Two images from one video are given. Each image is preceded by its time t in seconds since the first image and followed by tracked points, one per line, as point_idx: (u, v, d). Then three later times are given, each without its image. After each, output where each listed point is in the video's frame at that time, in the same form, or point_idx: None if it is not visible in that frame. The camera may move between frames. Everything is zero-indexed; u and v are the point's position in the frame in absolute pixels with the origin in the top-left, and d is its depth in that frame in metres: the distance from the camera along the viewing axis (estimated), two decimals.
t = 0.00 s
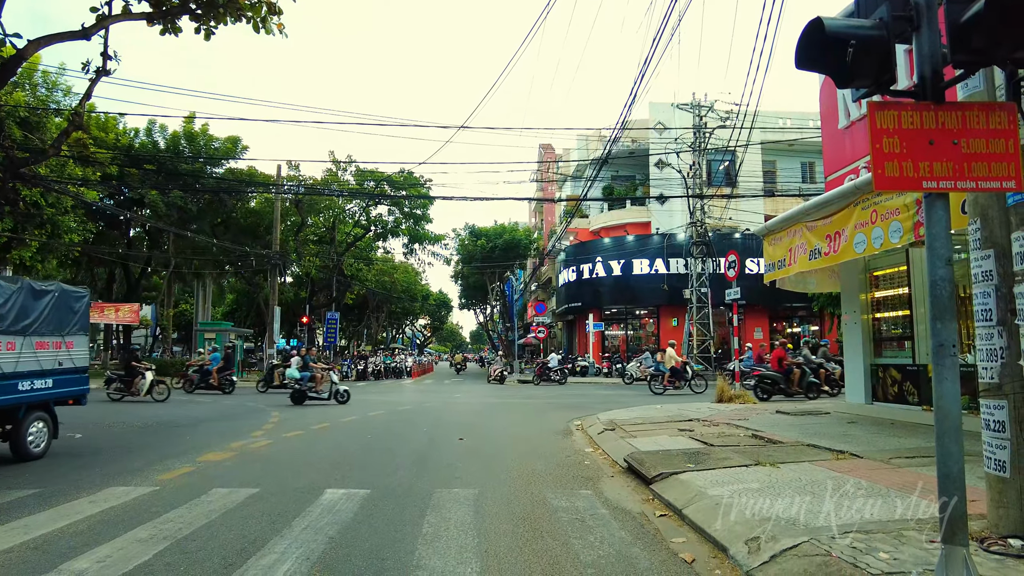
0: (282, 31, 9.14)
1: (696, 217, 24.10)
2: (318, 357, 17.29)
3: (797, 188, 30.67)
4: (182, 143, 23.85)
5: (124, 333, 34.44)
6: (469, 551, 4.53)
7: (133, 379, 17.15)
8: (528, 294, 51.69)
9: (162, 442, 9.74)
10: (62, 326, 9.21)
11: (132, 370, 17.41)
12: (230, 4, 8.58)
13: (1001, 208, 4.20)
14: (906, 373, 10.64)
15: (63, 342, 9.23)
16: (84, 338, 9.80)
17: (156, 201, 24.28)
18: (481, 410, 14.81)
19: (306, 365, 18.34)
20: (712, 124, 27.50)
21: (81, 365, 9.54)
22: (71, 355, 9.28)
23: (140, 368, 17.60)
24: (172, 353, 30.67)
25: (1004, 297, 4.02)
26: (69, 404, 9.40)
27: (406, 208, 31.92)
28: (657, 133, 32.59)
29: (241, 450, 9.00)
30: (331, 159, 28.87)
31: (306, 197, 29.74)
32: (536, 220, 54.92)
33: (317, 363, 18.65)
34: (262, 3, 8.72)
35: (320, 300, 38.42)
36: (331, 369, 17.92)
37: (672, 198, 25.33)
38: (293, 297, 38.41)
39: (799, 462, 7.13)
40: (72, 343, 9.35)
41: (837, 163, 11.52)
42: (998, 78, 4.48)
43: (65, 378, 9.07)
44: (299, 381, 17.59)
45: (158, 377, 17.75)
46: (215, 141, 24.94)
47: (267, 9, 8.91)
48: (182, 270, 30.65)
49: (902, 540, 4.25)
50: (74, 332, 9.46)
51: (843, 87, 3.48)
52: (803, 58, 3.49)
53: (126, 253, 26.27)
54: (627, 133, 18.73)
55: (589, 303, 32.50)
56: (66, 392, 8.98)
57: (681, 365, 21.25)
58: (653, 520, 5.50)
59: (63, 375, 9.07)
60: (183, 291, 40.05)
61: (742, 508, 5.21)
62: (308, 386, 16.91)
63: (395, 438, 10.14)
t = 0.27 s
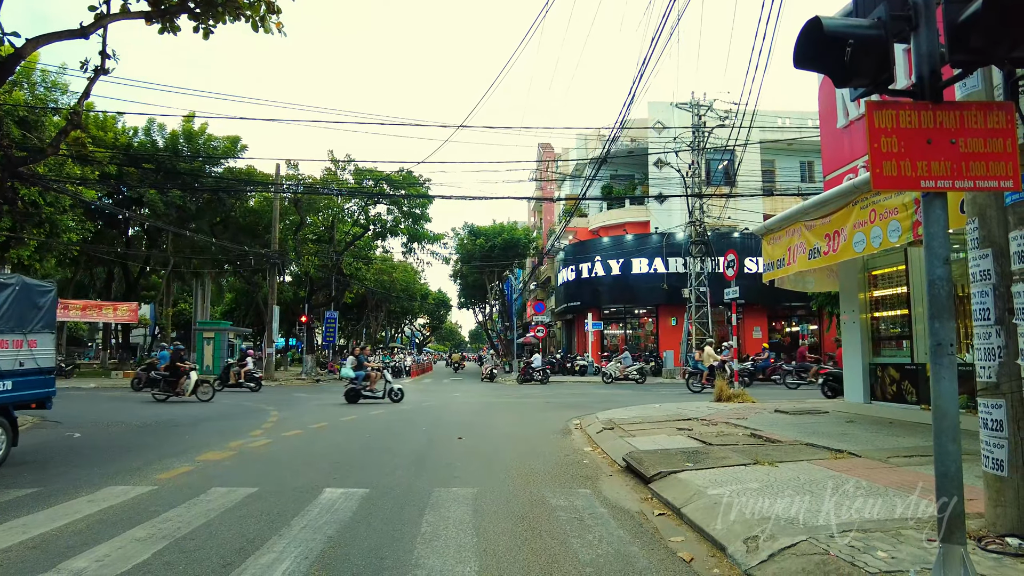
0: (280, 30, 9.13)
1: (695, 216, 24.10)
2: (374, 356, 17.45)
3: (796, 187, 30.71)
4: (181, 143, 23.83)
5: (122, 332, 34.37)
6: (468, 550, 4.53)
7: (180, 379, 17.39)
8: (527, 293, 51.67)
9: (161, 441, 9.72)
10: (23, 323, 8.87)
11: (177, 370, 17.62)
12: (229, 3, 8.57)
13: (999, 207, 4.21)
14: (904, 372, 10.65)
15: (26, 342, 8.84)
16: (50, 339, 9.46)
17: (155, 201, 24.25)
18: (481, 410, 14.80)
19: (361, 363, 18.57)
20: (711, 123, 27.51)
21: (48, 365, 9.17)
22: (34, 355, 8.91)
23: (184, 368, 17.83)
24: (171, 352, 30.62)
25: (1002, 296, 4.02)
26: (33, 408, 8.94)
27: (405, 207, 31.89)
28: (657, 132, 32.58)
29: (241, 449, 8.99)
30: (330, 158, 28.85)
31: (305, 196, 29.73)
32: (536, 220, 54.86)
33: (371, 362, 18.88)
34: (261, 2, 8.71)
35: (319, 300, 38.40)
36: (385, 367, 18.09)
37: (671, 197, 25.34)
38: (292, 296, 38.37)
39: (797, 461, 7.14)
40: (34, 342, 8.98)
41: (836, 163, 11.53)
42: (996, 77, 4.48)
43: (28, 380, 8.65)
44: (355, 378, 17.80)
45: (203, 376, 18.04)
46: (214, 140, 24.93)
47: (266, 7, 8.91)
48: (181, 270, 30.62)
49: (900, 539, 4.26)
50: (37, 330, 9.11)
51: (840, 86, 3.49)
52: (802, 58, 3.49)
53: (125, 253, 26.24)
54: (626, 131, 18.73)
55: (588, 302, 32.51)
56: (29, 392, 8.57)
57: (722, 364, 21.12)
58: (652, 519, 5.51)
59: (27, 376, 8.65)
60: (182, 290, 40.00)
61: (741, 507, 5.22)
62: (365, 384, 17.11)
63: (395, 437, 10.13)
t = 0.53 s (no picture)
0: (280, 29, 9.12)
1: (694, 215, 24.10)
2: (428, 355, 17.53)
3: (795, 186, 30.75)
4: (181, 142, 23.81)
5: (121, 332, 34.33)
6: (467, 549, 4.53)
7: (225, 378, 17.52)
8: (526, 292, 51.68)
9: (160, 440, 9.72)
10: None
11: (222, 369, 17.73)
12: (228, 2, 8.57)
13: (998, 207, 4.21)
14: (903, 371, 10.66)
15: None
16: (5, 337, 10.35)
17: (154, 199, 24.22)
18: (479, 409, 14.79)
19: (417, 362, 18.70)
20: (710, 123, 27.51)
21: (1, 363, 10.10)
22: None
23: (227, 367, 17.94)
24: (170, 352, 30.59)
25: (1001, 296, 4.03)
26: None
27: (405, 207, 31.89)
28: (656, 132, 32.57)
29: (240, 448, 8.99)
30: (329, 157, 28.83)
31: (304, 195, 29.72)
32: (535, 219, 54.84)
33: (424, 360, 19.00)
34: (260, 1, 8.70)
35: (318, 299, 38.38)
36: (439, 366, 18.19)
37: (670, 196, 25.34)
38: (291, 295, 38.32)
39: (796, 460, 7.15)
40: None
41: (835, 162, 11.54)
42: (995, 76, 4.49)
43: None
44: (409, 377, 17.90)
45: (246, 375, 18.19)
46: (213, 139, 24.92)
47: (265, 6, 8.90)
48: (180, 269, 30.59)
49: (898, 538, 4.26)
50: None
51: (839, 85, 3.49)
52: (801, 57, 3.49)
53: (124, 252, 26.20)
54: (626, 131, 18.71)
55: (587, 301, 32.53)
56: None
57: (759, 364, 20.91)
58: (651, 518, 5.52)
59: None
60: (181, 289, 39.95)
61: (740, 506, 5.23)
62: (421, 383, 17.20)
63: (394, 436, 10.12)
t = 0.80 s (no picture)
0: (279, 28, 9.12)
1: (694, 215, 24.12)
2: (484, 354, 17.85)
3: (794, 186, 30.77)
4: (180, 141, 23.81)
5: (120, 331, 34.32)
6: (467, 549, 4.53)
7: (270, 376, 17.63)
8: (526, 291, 51.67)
9: (159, 440, 9.73)
10: None
11: (267, 368, 17.91)
12: (228, 1, 8.56)
13: (997, 206, 4.21)
14: (903, 370, 10.67)
15: None
16: None
17: (154, 199, 24.22)
18: (479, 408, 14.80)
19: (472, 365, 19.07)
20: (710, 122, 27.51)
21: None
22: None
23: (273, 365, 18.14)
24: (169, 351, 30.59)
25: (1000, 295, 4.03)
26: None
27: (404, 206, 31.89)
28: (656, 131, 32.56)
29: (240, 447, 8.99)
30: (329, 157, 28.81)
31: (303, 195, 29.73)
32: (535, 218, 54.83)
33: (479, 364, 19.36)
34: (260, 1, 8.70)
35: (317, 298, 38.36)
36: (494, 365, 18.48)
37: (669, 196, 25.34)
38: (291, 294, 38.31)
39: (795, 459, 7.16)
40: None
41: (835, 162, 11.54)
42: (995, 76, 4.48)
43: None
44: (465, 377, 18.28)
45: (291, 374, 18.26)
46: (213, 139, 24.92)
47: (265, 6, 8.89)
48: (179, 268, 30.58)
49: (898, 537, 4.27)
50: None
51: (839, 85, 3.50)
52: (801, 56, 3.49)
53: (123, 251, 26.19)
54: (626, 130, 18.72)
55: (587, 301, 32.56)
56: None
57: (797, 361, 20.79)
58: (650, 518, 5.52)
59: None
60: (180, 288, 39.94)
61: (740, 506, 5.24)
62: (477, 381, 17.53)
63: (393, 436, 10.13)
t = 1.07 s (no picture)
0: (279, 28, 9.12)
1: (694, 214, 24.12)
2: (541, 354, 17.99)
3: (794, 185, 30.76)
4: (180, 141, 23.81)
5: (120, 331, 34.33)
6: (467, 548, 4.54)
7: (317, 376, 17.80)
8: (526, 291, 51.64)
9: (159, 439, 9.73)
10: None
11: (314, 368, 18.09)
12: (228, 1, 8.56)
13: (997, 207, 4.21)
14: (903, 370, 10.67)
15: None
16: None
17: (153, 198, 24.21)
18: (478, 408, 14.79)
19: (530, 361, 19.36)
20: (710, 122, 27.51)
21: None
22: None
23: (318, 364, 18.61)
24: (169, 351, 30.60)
25: (1000, 295, 4.03)
26: None
27: (404, 206, 31.86)
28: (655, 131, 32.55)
29: (240, 447, 8.99)
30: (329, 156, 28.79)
31: (303, 194, 29.72)
32: (535, 217, 54.77)
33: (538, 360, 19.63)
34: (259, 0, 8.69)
35: (317, 297, 38.34)
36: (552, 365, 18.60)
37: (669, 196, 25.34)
38: (291, 294, 38.29)
39: (795, 459, 7.16)
40: None
41: (835, 161, 11.54)
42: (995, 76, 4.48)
43: None
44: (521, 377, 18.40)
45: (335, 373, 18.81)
46: (213, 139, 24.92)
47: (265, 5, 8.89)
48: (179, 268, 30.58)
49: (898, 537, 4.27)
50: None
51: (839, 84, 3.50)
52: (801, 56, 3.49)
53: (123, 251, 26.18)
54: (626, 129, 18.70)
55: (587, 301, 32.60)
56: None
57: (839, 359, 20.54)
58: (650, 517, 5.52)
59: None
60: (180, 288, 39.93)
61: (740, 505, 5.24)
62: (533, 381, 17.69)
63: (393, 435, 10.12)
